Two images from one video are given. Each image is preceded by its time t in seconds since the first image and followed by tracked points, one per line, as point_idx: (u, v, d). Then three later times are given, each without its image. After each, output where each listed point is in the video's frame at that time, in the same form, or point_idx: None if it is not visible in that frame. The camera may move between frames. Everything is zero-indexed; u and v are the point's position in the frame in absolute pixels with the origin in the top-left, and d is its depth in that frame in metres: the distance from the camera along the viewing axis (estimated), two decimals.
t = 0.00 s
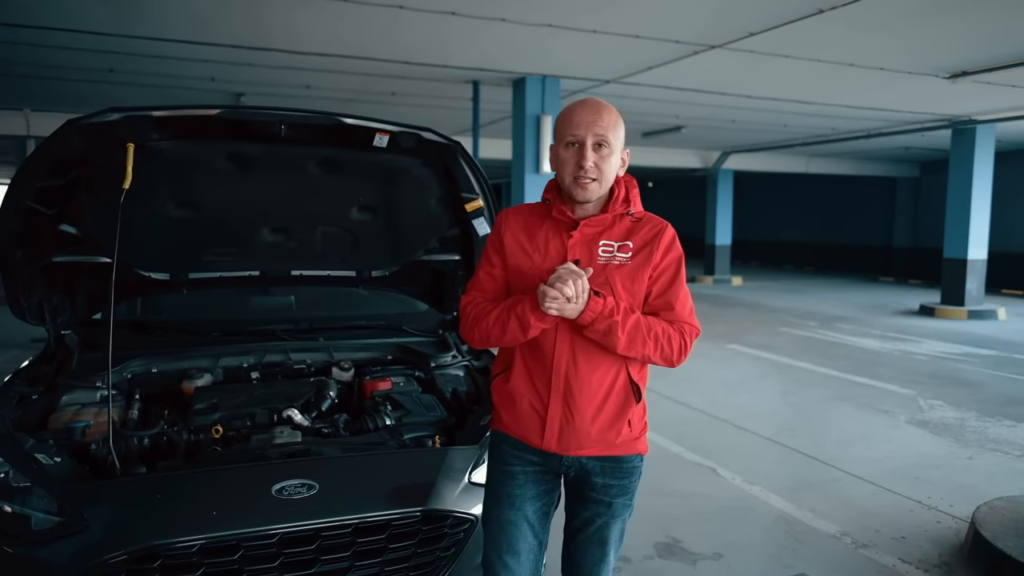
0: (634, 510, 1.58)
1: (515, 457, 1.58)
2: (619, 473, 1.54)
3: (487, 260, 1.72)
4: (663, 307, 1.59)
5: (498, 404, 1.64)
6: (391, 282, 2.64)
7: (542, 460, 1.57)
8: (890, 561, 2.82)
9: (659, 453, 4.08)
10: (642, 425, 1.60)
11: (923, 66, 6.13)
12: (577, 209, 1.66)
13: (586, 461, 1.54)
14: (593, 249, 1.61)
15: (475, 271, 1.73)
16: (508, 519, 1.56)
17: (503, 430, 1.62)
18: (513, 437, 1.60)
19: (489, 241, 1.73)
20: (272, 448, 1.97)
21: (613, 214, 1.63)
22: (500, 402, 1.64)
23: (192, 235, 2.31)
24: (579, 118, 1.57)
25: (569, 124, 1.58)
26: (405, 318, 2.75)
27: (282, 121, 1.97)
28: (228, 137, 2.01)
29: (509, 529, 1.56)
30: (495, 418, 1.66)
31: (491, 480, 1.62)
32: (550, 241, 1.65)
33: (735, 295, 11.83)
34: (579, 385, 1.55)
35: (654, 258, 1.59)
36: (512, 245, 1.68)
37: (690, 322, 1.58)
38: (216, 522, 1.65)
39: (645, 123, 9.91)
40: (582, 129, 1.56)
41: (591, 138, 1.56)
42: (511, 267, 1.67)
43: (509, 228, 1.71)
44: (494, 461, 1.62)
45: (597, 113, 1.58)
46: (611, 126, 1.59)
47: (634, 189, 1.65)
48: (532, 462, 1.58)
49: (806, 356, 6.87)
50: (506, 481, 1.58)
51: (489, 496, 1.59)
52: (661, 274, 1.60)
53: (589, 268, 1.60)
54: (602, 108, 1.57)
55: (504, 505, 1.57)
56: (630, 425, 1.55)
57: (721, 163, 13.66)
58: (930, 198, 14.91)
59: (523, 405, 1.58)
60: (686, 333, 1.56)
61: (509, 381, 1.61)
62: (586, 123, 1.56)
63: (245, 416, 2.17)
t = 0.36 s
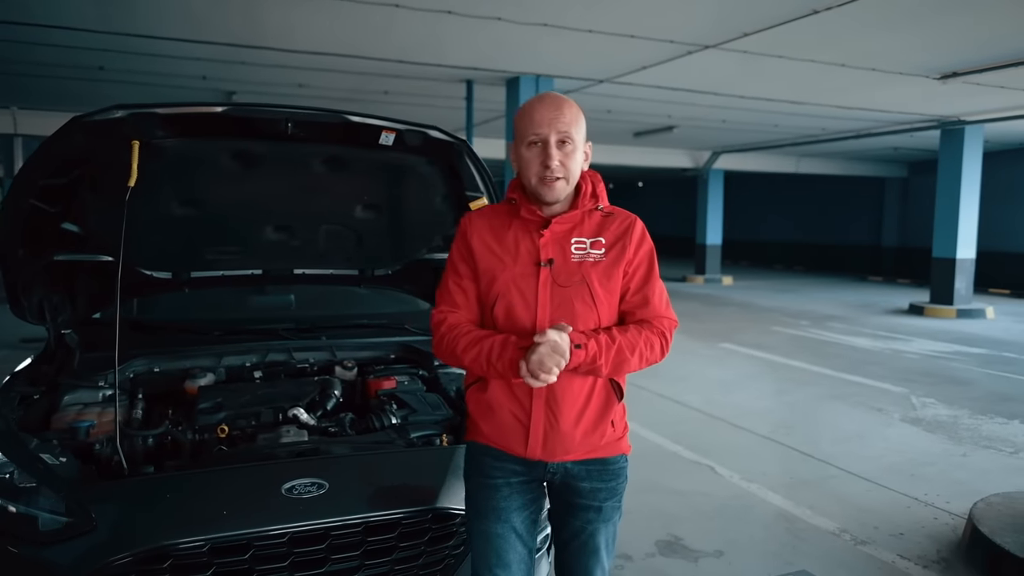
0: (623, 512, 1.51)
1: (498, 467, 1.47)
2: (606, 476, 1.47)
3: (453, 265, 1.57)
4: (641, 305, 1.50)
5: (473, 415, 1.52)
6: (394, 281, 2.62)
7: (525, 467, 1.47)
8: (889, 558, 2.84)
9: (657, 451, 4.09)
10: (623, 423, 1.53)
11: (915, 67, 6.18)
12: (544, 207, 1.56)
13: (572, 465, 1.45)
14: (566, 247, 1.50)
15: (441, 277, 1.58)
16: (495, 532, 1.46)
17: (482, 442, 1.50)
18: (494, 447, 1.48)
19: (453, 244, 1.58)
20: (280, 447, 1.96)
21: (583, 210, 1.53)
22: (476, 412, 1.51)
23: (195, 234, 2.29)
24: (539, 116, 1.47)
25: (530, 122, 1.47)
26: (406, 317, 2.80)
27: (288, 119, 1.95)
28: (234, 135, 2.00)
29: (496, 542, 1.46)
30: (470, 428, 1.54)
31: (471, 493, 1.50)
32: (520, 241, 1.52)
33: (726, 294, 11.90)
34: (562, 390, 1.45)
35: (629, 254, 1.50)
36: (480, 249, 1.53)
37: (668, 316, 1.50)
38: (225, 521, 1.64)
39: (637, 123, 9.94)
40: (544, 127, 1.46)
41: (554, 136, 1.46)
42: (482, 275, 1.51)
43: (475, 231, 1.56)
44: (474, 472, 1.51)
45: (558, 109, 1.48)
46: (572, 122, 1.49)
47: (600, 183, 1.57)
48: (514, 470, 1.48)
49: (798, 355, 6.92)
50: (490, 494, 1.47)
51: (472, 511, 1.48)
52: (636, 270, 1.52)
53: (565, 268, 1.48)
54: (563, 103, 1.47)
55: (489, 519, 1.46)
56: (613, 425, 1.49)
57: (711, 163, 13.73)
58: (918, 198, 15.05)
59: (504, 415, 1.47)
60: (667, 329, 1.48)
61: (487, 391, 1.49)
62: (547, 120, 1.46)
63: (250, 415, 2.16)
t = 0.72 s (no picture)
0: (621, 510, 1.46)
1: (487, 474, 1.41)
2: (599, 473, 1.42)
3: (426, 268, 1.50)
4: (622, 295, 1.49)
5: (456, 422, 1.45)
6: (396, 279, 2.62)
7: (515, 471, 1.42)
8: (889, 553, 2.86)
9: (654, 449, 4.10)
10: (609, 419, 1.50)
11: (905, 67, 6.24)
12: (518, 202, 1.51)
13: (562, 465, 1.41)
14: (544, 243, 1.46)
15: (411, 280, 1.51)
16: (490, 538, 1.41)
17: (468, 448, 1.44)
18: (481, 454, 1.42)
19: (424, 247, 1.51)
20: (287, 446, 1.95)
21: (558, 204, 1.50)
22: (459, 419, 1.45)
23: (198, 231, 2.27)
24: (511, 104, 1.43)
25: (502, 110, 1.43)
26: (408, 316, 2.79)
27: (295, 116, 1.93)
28: (241, 132, 1.98)
29: (491, 548, 1.41)
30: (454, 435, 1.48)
31: (462, 499, 1.45)
32: (495, 239, 1.47)
33: (717, 293, 11.96)
34: (546, 388, 1.40)
35: (606, 246, 1.49)
36: (454, 248, 1.47)
37: (648, 305, 1.51)
38: (236, 521, 1.62)
39: (628, 122, 9.97)
40: (517, 115, 1.42)
41: (527, 124, 1.42)
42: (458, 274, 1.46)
43: (447, 230, 1.50)
44: (462, 481, 1.45)
45: (530, 97, 1.44)
46: (545, 111, 1.46)
47: (572, 175, 1.54)
48: (504, 475, 1.43)
49: (790, 353, 6.96)
50: (481, 502, 1.41)
51: (464, 520, 1.42)
52: (614, 261, 1.50)
53: (544, 264, 1.45)
54: (534, 91, 1.44)
55: (483, 526, 1.41)
56: (599, 421, 1.45)
57: (701, 163, 13.79)
58: (905, 198, 15.19)
59: (488, 419, 1.41)
60: (648, 318, 1.47)
61: (468, 396, 1.43)
62: (520, 108, 1.42)
63: (255, 415, 2.15)
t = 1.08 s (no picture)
0: (622, 515, 1.41)
1: (483, 479, 1.38)
2: (596, 476, 1.38)
3: (413, 275, 1.49)
4: (612, 296, 1.43)
5: (449, 428, 1.43)
6: (394, 279, 2.62)
7: (510, 476, 1.39)
8: (884, 550, 2.89)
9: (649, 449, 4.12)
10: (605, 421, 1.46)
11: (893, 68, 6.30)
12: (503, 205, 1.48)
13: (557, 469, 1.37)
14: (530, 245, 1.43)
15: (401, 288, 1.50)
16: (486, 543, 1.37)
17: (462, 454, 1.42)
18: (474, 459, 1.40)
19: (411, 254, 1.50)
20: (291, 448, 1.94)
21: (543, 204, 1.46)
22: (451, 424, 1.43)
23: (196, 231, 2.25)
24: (489, 109, 1.39)
25: (480, 117, 1.40)
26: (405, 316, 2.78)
27: (297, 116, 1.91)
28: (242, 132, 1.97)
29: (488, 554, 1.37)
30: (448, 441, 1.46)
31: (459, 504, 1.41)
32: (481, 242, 1.44)
33: (706, 293, 12.03)
34: (537, 392, 1.37)
35: (595, 245, 1.44)
36: (441, 253, 1.45)
37: (642, 305, 1.44)
38: (242, 523, 1.61)
39: (618, 123, 10.00)
40: (496, 120, 1.38)
41: (508, 129, 1.38)
42: (446, 280, 1.43)
43: (433, 237, 1.48)
44: (458, 486, 1.42)
45: (509, 101, 1.40)
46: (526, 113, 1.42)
47: (558, 174, 1.50)
48: (500, 480, 1.39)
49: (780, 352, 7.01)
50: (477, 508, 1.37)
51: (461, 525, 1.39)
52: (603, 261, 1.45)
53: (530, 266, 1.41)
54: (513, 94, 1.40)
55: (479, 532, 1.37)
56: (594, 423, 1.41)
57: (689, 163, 13.86)
58: (890, 198, 15.34)
59: (480, 424, 1.39)
60: (641, 318, 1.42)
61: (460, 402, 1.40)
62: (499, 114, 1.38)
63: (256, 416, 2.14)
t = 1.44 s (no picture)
0: (628, 518, 1.38)
1: (485, 479, 1.37)
2: (601, 477, 1.36)
3: (417, 274, 1.50)
4: (614, 292, 1.43)
5: (452, 427, 1.43)
6: (392, 279, 2.61)
7: (513, 475, 1.37)
8: (878, 546, 2.91)
9: (643, 448, 4.13)
10: (612, 420, 1.42)
11: (881, 69, 6.36)
12: (505, 203, 1.48)
13: (559, 469, 1.36)
14: (532, 243, 1.42)
15: (405, 288, 1.52)
16: (488, 543, 1.36)
17: (464, 453, 1.41)
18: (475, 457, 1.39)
19: (414, 253, 1.51)
20: (292, 449, 1.93)
21: (546, 202, 1.46)
22: (454, 423, 1.42)
23: (193, 231, 2.22)
24: (489, 107, 1.38)
25: (480, 114, 1.39)
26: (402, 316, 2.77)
27: (296, 114, 1.90)
28: (240, 130, 1.95)
29: (489, 553, 1.36)
30: (453, 441, 1.46)
31: (462, 502, 1.41)
32: (482, 241, 1.45)
33: (695, 292, 12.07)
34: (537, 389, 1.36)
35: (597, 242, 1.42)
36: (442, 253, 1.46)
37: (646, 302, 1.43)
38: (244, 524, 1.59)
39: (608, 123, 10.02)
40: (496, 118, 1.37)
41: (508, 126, 1.37)
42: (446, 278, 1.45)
43: (435, 236, 1.49)
44: (462, 484, 1.41)
45: (509, 98, 1.39)
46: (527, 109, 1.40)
47: (562, 172, 1.49)
48: (503, 479, 1.38)
49: (770, 351, 7.05)
50: (480, 507, 1.36)
51: (464, 524, 1.38)
52: (606, 258, 1.44)
53: (531, 264, 1.41)
54: (514, 90, 1.38)
55: (481, 532, 1.36)
56: (599, 423, 1.38)
57: (678, 163, 13.91)
58: (876, 198, 15.46)
59: (481, 424, 1.38)
60: (644, 314, 1.40)
61: (460, 401, 1.40)
62: (500, 111, 1.37)
63: (255, 417, 2.13)
